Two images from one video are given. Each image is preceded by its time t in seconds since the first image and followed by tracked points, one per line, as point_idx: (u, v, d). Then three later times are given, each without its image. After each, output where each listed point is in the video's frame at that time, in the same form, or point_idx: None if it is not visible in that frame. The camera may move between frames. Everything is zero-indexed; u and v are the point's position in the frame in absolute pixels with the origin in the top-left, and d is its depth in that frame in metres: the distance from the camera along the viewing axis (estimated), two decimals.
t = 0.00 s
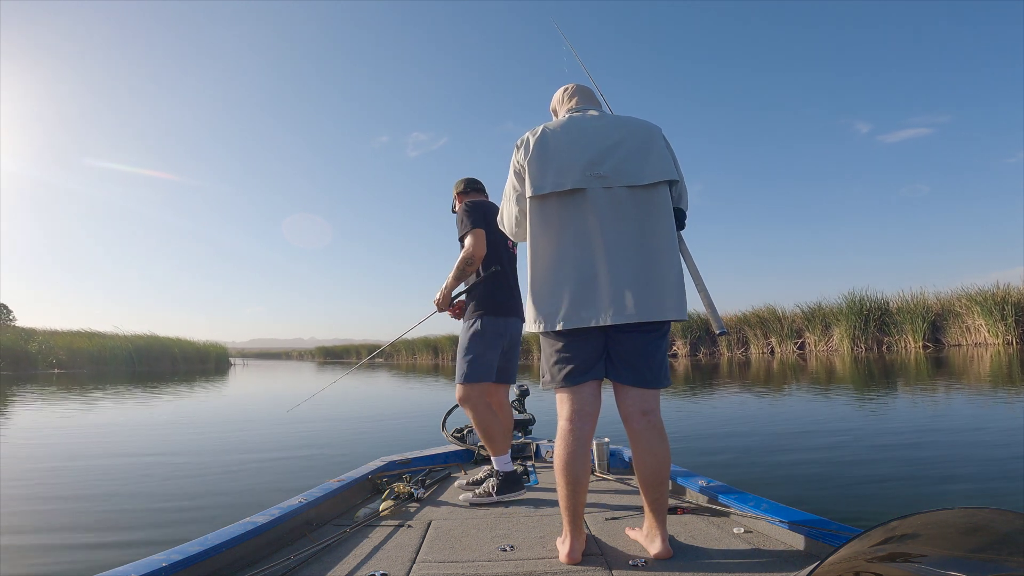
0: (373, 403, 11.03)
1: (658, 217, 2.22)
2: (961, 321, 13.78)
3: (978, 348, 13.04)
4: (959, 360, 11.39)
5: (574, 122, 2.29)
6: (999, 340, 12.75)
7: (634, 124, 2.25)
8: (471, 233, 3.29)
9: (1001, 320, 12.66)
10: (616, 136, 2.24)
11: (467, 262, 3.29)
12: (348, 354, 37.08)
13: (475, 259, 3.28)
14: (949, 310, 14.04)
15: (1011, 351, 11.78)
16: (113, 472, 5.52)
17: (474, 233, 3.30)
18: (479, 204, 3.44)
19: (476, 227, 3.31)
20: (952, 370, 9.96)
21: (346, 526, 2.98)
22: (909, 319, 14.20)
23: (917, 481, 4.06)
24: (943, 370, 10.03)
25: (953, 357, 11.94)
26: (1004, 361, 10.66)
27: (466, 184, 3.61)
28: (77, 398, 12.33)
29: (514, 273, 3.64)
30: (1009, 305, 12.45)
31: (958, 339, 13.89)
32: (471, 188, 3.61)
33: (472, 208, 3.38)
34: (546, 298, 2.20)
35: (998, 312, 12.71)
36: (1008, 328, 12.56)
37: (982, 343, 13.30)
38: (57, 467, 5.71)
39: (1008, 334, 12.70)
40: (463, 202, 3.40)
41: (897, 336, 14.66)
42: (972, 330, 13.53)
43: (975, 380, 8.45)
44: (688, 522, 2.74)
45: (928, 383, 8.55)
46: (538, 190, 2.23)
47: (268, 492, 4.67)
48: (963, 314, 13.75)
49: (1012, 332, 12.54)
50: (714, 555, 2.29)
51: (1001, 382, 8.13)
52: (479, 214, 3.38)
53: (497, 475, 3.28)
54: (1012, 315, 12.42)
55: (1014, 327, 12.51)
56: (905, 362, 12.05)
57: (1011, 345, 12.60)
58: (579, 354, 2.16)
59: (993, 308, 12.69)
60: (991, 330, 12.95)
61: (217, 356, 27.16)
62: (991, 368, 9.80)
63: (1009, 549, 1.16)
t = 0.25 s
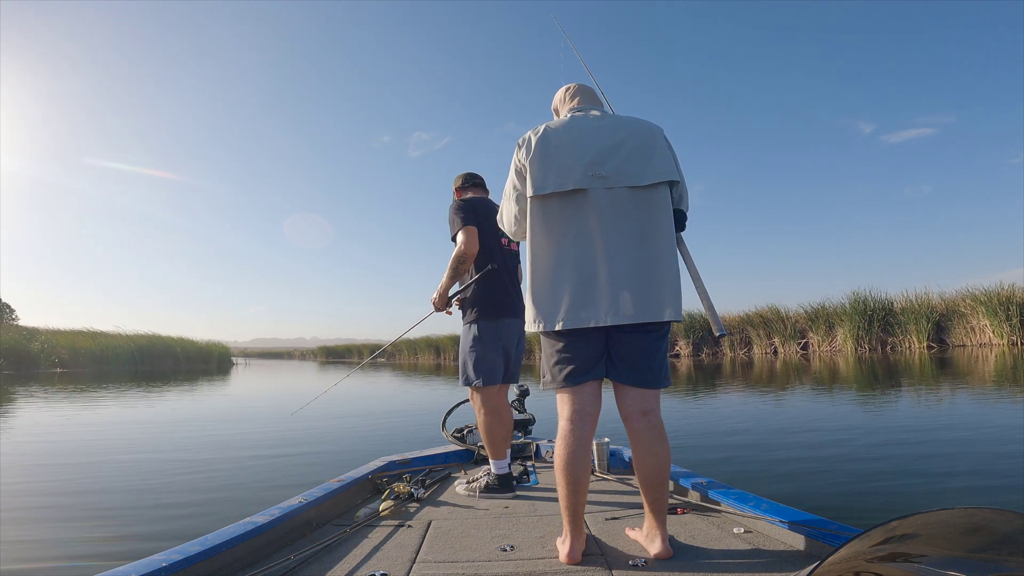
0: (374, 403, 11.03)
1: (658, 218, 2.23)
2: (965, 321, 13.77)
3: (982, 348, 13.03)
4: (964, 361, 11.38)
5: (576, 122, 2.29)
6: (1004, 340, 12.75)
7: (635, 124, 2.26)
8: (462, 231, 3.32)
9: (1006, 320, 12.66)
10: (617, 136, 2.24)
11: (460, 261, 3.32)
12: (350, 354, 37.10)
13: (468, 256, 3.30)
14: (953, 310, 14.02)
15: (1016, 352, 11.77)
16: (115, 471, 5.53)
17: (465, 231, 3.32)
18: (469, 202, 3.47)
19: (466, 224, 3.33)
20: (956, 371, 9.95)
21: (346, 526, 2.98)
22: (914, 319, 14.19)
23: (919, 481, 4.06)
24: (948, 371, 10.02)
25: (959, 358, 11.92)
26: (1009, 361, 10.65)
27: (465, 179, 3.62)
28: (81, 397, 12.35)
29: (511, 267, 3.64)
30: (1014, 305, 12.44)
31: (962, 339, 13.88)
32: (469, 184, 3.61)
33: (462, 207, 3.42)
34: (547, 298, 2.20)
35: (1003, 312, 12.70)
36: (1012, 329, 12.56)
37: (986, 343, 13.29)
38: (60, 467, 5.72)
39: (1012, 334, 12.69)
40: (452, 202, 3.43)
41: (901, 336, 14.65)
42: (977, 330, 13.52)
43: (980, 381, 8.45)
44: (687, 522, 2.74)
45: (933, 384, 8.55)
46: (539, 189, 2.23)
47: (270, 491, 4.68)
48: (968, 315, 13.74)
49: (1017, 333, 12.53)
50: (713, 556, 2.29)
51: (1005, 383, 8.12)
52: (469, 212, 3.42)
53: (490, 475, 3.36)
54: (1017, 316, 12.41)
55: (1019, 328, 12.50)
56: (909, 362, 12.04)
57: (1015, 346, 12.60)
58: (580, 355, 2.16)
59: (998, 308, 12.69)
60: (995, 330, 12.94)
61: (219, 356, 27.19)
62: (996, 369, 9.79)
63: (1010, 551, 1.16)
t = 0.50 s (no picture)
0: (375, 403, 11.03)
1: (656, 218, 2.23)
2: (969, 320, 13.75)
3: (987, 347, 13.01)
4: (968, 360, 11.37)
5: (575, 122, 2.29)
6: (1008, 338, 12.73)
7: (634, 124, 2.25)
8: (458, 234, 3.30)
9: (1010, 319, 12.64)
10: (615, 136, 2.24)
11: (458, 263, 3.32)
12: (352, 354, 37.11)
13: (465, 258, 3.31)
14: (957, 309, 14.00)
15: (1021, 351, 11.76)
16: (117, 471, 5.53)
17: (462, 233, 3.31)
18: (463, 202, 3.45)
19: (463, 226, 3.32)
20: (961, 370, 9.94)
21: (347, 526, 2.98)
22: (918, 318, 14.16)
23: (920, 481, 4.06)
24: (952, 370, 10.01)
25: (964, 357, 11.90)
26: (1013, 360, 10.64)
27: (459, 172, 3.62)
28: (83, 398, 12.35)
29: (510, 267, 3.63)
30: (1018, 304, 12.42)
31: (966, 338, 13.87)
32: (465, 176, 3.62)
33: (457, 208, 3.40)
34: (544, 298, 2.20)
35: (1007, 311, 12.69)
36: (1017, 327, 12.54)
37: (990, 342, 13.28)
38: (63, 466, 5.72)
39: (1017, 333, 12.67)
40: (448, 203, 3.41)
41: (905, 335, 14.63)
42: (981, 329, 13.51)
43: (984, 380, 8.44)
44: (687, 522, 2.74)
45: (937, 383, 8.53)
46: (538, 189, 2.23)
47: (270, 490, 4.67)
48: (972, 314, 13.72)
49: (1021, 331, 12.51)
50: (713, 555, 2.29)
51: (1009, 382, 8.11)
52: (464, 212, 3.40)
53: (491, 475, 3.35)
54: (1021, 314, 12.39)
55: None
56: (914, 361, 12.02)
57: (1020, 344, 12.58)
58: (578, 354, 2.16)
59: (1002, 307, 12.67)
60: (1000, 329, 12.92)
61: (222, 356, 27.20)
62: (1000, 368, 9.78)
63: (1008, 549, 1.16)
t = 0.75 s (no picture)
0: (376, 404, 11.03)
1: (650, 218, 2.22)
2: (973, 316, 13.73)
3: (991, 343, 12.99)
4: (972, 356, 11.35)
5: (569, 122, 2.28)
6: (1012, 334, 12.71)
7: (628, 124, 2.25)
8: (454, 236, 3.29)
9: (1014, 314, 12.62)
10: (609, 135, 2.23)
11: (455, 265, 3.32)
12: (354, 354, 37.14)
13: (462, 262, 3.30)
14: (961, 305, 13.97)
15: None
16: (119, 472, 5.54)
17: (458, 235, 3.30)
18: (459, 202, 3.42)
19: (460, 229, 3.30)
20: (964, 366, 9.92)
21: (346, 525, 2.99)
22: (922, 314, 14.13)
23: (923, 479, 4.05)
24: (956, 367, 9.99)
25: (968, 353, 11.87)
26: (1017, 356, 10.61)
27: (456, 168, 3.63)
28: (85, 400, 12.36)
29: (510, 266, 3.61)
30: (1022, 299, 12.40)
31: (970, 334, 13.84)
32: (461, 172, 3.63)
33: (453, 209, 3.37)
34: (538, 299, 2.20)
35: (1011, 306, 12.67)
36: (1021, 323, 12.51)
37: (995, 337, 13.25)
38: (67, 468, 5.73)
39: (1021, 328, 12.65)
40: (443, 203, 3.38)
41: (908, 332, 14.60)
42: (985, 325, 13.48)
43: (987, 376, 8.43)
44: (687, 522, 2.74)
45: (941, 379, 8.52)
46: (532, 190, 2.23)
47: (271, 491, 4.67)
48: (976, 310, 13.70)
49: None
50: (713, 555, 2.29)
51: (1013, 378, 8.09)
52: (460, 213, 3.37)
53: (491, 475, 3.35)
54: None
55: None
56: (918, 358, 12.00)
57: None
58: (575, 355, 2.15)
59: (1006, 302, 12.65)
60: (1004, 324, 12.90)
61: (224, 357, 27.22)
62: (1004, 364, 9.75)
63: (1008, 549, 1.16)
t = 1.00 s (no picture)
0: (377, 404, 11.03)
1: (649, 216, 2.22)
2: (978, 313, 13.70)
3: (996, 340, 12.97)
4: (977, 353, 11.33)
5: (566, 121, 2.28)
6: (1017, 331, 12.69)
7: (625, 122, 2.25)
8: (446, 237, 3.32)
9: (1018, 311, 12.60)
10: (607, 134, 2.23)
11: (449, 266, 3.35)
12: (356, 354, 37.16)
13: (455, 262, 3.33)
14: (965, 303, 13.95)
15: None
16: (121, 473, 5.55)
17: (451, 236, 3.33)
18: (452, 202, 3.44)
19: (452, 230, 3.33)
20: (969, 364, 9.90)
21: (347, 525, 2.99)
22: (926, 312, 14.11)
23: (925, 477, 4.04)
24: (960, 364, 9.98)
25: (973, 351, 11.85)
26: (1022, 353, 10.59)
27: (454, 165, 3.64)
28: (88, 402, 12.38)
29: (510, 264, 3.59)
30: None
31: (975, 331, 13.81)
32: (462, 167, 3.63)
33: (446, 210, 3.40)
34: (538, 300, 2.20)
35: (1016, 304, 12.65)
36: None
37: (1000, 335, 13.23)
38: (70, 468, 5.74)
39: None
40: (437, 205, 3.41)
41: (912, 330, 14.58)
42: (990, 322, 13.46)
43: (991, 373, 8.41)
44: (687, 522, 2.74)
45: (945, 377, 8.51)
46: (531, 190, 2.24)
47: (272, 491, 4.68)
48: (980, 307, 13.67)
49: None
50: (713, 555, 2.29)
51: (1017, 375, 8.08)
52: (453, 213, 3.40)
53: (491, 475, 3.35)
54: None
55: None
56: (922, 356, 11.98)
57: None
58: (575, 355, 2.15)
59: (1010, 299, 12.63)
60: (1008, 322, 12.87)
61: (226, 358, 27.25)
62: (1009, 361, 9.74)
63: (1009, 550, 1.16)
